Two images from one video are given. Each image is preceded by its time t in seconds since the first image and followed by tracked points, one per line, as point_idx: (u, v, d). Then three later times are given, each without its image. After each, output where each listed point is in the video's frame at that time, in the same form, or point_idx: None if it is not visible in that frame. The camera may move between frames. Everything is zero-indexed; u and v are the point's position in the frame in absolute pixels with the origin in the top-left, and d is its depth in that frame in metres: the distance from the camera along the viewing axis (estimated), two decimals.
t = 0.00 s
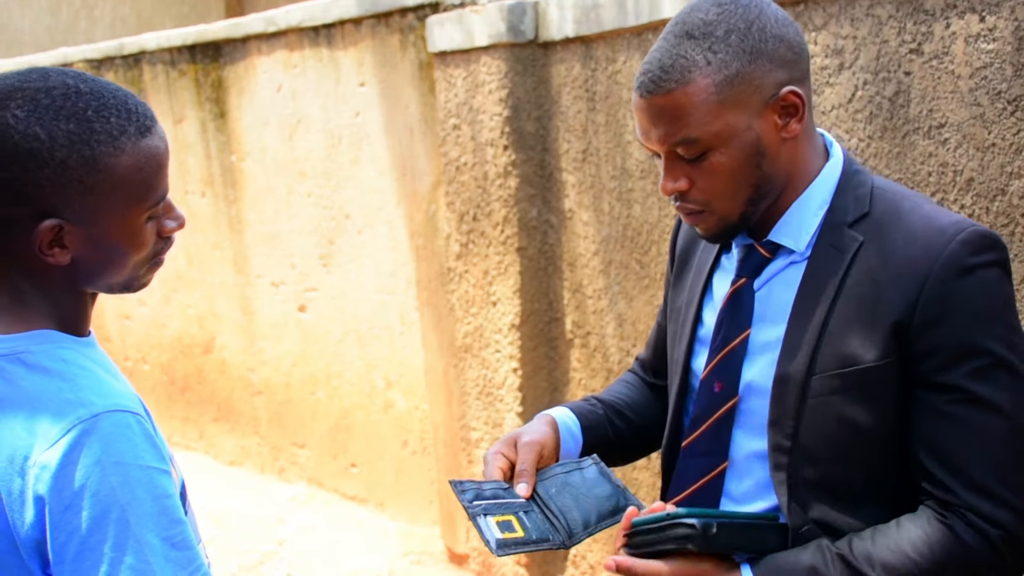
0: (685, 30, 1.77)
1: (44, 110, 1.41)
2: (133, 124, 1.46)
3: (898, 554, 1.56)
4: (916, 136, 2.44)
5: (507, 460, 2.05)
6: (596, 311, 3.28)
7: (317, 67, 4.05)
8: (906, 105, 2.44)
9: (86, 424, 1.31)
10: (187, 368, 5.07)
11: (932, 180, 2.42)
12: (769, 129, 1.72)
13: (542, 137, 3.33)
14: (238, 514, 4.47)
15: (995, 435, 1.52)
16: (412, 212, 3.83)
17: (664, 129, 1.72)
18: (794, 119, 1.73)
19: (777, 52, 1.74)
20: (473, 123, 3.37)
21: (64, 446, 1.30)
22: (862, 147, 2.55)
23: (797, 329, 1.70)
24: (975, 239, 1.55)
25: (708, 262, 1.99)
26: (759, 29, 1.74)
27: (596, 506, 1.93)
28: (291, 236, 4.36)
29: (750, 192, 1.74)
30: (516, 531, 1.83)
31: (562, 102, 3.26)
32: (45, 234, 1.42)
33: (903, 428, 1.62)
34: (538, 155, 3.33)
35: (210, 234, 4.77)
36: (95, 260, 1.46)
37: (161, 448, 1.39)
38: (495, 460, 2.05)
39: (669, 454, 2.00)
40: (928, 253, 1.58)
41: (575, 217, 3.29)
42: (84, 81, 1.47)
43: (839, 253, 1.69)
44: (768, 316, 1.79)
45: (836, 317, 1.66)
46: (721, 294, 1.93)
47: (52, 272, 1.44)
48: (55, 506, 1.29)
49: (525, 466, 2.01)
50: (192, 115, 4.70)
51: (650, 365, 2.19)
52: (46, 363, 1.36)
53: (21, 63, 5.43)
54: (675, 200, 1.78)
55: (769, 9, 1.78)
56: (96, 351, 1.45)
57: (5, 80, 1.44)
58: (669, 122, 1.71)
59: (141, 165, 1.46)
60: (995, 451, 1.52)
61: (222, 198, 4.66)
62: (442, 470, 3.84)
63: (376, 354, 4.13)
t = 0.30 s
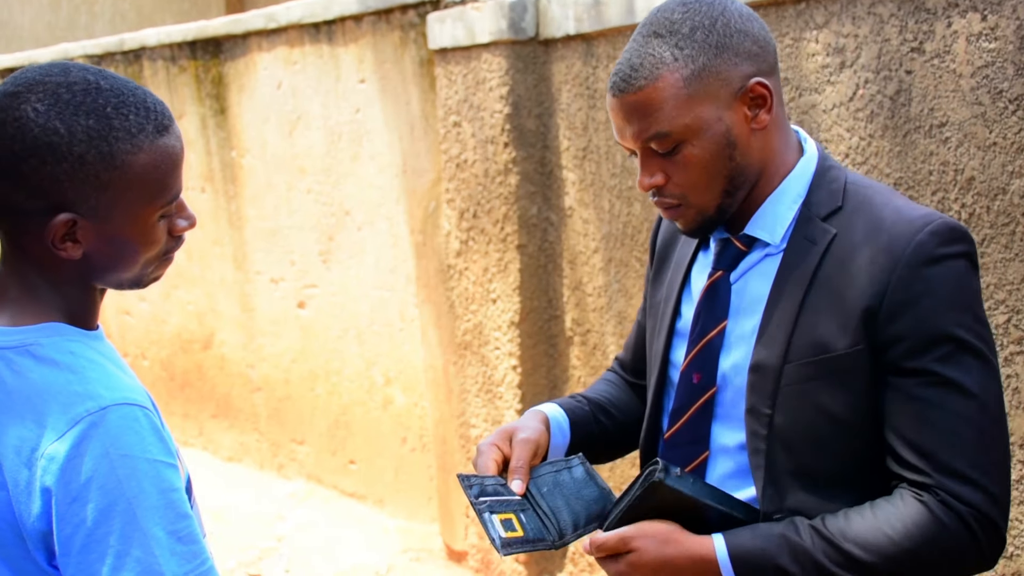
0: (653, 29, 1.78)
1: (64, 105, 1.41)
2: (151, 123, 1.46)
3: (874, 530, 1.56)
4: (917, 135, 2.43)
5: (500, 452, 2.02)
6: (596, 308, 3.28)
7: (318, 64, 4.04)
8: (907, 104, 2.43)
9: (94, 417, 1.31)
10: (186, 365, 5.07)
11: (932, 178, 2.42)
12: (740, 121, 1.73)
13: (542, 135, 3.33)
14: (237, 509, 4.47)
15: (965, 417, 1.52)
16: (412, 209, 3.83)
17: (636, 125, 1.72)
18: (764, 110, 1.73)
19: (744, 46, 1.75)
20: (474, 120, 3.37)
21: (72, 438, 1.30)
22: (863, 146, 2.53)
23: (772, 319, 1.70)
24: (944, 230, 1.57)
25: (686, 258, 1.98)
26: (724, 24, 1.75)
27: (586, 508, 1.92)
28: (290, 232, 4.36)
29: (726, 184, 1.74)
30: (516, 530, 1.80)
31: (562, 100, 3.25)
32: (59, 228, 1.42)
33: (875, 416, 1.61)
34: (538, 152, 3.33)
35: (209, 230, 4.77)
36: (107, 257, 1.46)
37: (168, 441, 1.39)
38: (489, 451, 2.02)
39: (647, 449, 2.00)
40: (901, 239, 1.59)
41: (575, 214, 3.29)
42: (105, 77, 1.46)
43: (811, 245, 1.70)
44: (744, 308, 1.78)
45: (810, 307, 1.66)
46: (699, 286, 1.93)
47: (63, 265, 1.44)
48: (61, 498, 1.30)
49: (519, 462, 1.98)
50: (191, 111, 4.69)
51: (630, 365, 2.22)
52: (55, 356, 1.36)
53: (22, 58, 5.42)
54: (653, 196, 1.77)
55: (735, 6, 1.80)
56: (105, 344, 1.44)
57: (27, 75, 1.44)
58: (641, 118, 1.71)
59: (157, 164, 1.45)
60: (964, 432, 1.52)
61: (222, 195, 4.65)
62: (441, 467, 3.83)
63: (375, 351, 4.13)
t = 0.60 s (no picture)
0: (607, 42, 1.79)
1: (76, 99, 1.41)
2: (161, 120, 1.45)
3: (834, 514, 1.57)
4: (920, 133, 2.42)
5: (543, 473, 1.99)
6: (597, 305, 3.28)
7: (319, 60, 4.04)
8: (910, 101, 2.43)
9: (97, 410, 1.31)
10: (187, 361, 5.06)
11: (934, 176, 2.42)
12: (703, 121, 1.73)
13: (544, 132, 3.32)
14: (237, 505, 4.46)
15: (926, 403, 1.51)
16: (413, 206, 3.82)
17: (603, 136, 1.73)
18: (724, 107, 1.73)
19: (697, 49, 1.76)
20: (475, 117, 3.36)
21: (74, 432, 1.30)
22: (865, 143, 2.52)
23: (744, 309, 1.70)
24: (911, 219, 1.56)
25: (667, 259, 1.98)
26: (676, 29, 1.77)
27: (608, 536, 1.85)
28: (291, 229, 4.36)
29: (697, 184, 1.74)
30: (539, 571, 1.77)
31: (565, 96, 3.25)
32: (66, 221, 1.42)
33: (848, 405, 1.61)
34: (539, 149, 3.32)
35: (210, 226, 4.76)
36: (112, 253, 1.45)
37: (170, 435, 1.38)
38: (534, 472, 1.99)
39: (627, 443, 2.01)
40: (866, 227, 1.58)
41: (576, 211, 3.28)
42: (117, 73, 1.46)
43: (783, 239, 1.68)
44: (721, 301, 1.76)
45: (782, 299, 1.65)
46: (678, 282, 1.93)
47: (69, 259, 1.44)
48: (63, 490, 1.29)
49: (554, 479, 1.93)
50: (193, 108, 4.69)
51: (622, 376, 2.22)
52: (58, 349, 1.35)
53: (23, 53, 5.42)
54: (628, 204, 1.78)
55: (684, 11, 1.82)
56: (108, 339, 1.44)
57: (39, 67, 1.44)
58: (608, 128, 1.72)
59: (165, 161, 1.45)
60: (926, 417, 1.52)
61: (223, 191, 4.65)
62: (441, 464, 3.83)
63: (376, 347, 4.13)
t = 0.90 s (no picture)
0: (599, 39, 1.78)
1: (78, 94, 1.41)
2: (161, 116, 1.45)
3: (814, 498, 1.57)
4: (923, 130, 2.42)
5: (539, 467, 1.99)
6: (599, 302, 3.28)
7: (321, 56, 4.03)
8: (913, 99, 2.42)
9: (97, 405, 1.31)
10: (188, 356, 5.06)
11: (937, 174, 2.41)
12: (692, 119, 1.73)
13: (546, 128, 3.32)
14: (238, 500, 4.46)
15: (908, 388, 1.51)
16: (416, 202, 3.82)
17: (593, 132, 1.73)
18: (714, 105, 1.73)
19: (688, 47, 1.76)
20: (478, 113, 3.35)
21: (75, 427, 1.30)
22: (868, 141, 2.52)
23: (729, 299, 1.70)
24: (894, 209, 1.57)
25: (655, 256, 1.98)
26: (667, 27, 1.76)
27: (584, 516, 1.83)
28: (293, 224, 4.35)
29: (685, 181, 1.74)
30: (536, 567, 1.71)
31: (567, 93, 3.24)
32: (66, 217, 1.41)
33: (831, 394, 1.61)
34: (542, 145, 3.32)
35: (212, 222, 4.76)
36: (113, 248, 1.45)
37: (171, 430, 1.38)
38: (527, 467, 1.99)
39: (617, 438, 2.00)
40: (852, 217, 1.59)
41: (579, 208, 3.28)
42: (118, 68, 1.46)
43: (770, 229, 1.68)
44: (708, 294, 1.76)
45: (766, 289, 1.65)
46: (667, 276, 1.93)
47: (69, 254, 1.43)
48: (65, 486, 1.29)
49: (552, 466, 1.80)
50: (195, 103, 4.68)
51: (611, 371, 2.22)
52: (59, 345, 1.35)
53: (25, 48, 5.41)
54: (617, 199, 1.78)
55: (675, 10, 1.81)
56: (110, 334, 1.43)
57: (41, 62, 1.43)
58: (597, 124, 1.72)
59: (166, 156, 1.45)
60: (907, 402, 1.51)
61: (225, 186, 4.64)
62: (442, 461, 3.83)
63: (377, 343, 4.13)
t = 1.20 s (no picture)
0: (604, 38, 1.76)
1: (74, 92, 1.41)
2: (159, 114, 1.46)
3: (819, 507, 1.57)
4: (922, 128, 2.42)
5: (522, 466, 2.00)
6: (599, 300, 3.28)
7: (321, 55, 4.03)
8: (913, 96, 2.42)
9: (93, 406, 1.31)
10: (188, 355, 5.06)
11: (937, 171, 2.41)
12: (696, 123, 1.72)
13: (546, 126, 3.32)
14: (238, 499, 4.46)
15: (910, 395, 1.50)
16: (416, 200, 3.82)
17: (596, 134, 1.72)
18: (718, 110, 1.72)
19: (695, 50, 1.74)
20: (478, 111, 3.35)
21: (71, 428, 1.30)
22: (868, 138, 2.52)
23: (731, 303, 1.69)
24: (894, 213, 1.56)
25: (654, 254, 1.99)
26: (674, 29, 1.74)
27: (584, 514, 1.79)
28: (293, 223, 4.35)
29: (686, 185, 1.74)
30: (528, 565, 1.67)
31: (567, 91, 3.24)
32: (63, 216, 1.41)
33: (832, 399, 1.61)
34: (541, 143, 3.32)
35: (211, 220, 4.76)
36: (109, 247, 1.45)
37: (168, 429, 1.38)
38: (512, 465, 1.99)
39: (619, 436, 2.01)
40: (852, 221, 1.58)
41: (579, 206, 3.28)
42: (114, 66, 1.46)
43: (768, 232, 1.68)
44: (707, 297, 1.76)
45: (766, 293, 1.66)
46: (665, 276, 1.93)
47: (65, 253, 1.43)
48: (62, 487, 1.29)
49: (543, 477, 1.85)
50: (194, 102, 4.68)
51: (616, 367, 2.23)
52: (54, 345, 1.35)
53: (24, 47, 5.40)
54: (616, 200, 1.77)
55: (682, 10, 1.79)
56: (107, 333, 1.44)
57: (37, 61, 1.43)
58: (601, 127, 1.70)
59: (163, 155, 1.45)
60: (909, 409, 1.51)
61: (225, 185, 4.64)
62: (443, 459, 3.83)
63: (377, 342, 4.13)
